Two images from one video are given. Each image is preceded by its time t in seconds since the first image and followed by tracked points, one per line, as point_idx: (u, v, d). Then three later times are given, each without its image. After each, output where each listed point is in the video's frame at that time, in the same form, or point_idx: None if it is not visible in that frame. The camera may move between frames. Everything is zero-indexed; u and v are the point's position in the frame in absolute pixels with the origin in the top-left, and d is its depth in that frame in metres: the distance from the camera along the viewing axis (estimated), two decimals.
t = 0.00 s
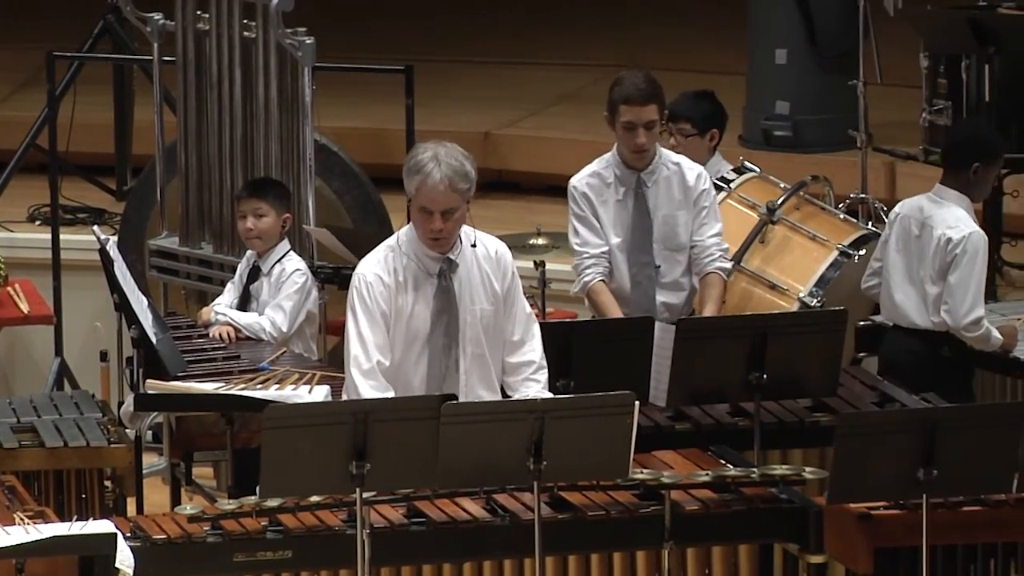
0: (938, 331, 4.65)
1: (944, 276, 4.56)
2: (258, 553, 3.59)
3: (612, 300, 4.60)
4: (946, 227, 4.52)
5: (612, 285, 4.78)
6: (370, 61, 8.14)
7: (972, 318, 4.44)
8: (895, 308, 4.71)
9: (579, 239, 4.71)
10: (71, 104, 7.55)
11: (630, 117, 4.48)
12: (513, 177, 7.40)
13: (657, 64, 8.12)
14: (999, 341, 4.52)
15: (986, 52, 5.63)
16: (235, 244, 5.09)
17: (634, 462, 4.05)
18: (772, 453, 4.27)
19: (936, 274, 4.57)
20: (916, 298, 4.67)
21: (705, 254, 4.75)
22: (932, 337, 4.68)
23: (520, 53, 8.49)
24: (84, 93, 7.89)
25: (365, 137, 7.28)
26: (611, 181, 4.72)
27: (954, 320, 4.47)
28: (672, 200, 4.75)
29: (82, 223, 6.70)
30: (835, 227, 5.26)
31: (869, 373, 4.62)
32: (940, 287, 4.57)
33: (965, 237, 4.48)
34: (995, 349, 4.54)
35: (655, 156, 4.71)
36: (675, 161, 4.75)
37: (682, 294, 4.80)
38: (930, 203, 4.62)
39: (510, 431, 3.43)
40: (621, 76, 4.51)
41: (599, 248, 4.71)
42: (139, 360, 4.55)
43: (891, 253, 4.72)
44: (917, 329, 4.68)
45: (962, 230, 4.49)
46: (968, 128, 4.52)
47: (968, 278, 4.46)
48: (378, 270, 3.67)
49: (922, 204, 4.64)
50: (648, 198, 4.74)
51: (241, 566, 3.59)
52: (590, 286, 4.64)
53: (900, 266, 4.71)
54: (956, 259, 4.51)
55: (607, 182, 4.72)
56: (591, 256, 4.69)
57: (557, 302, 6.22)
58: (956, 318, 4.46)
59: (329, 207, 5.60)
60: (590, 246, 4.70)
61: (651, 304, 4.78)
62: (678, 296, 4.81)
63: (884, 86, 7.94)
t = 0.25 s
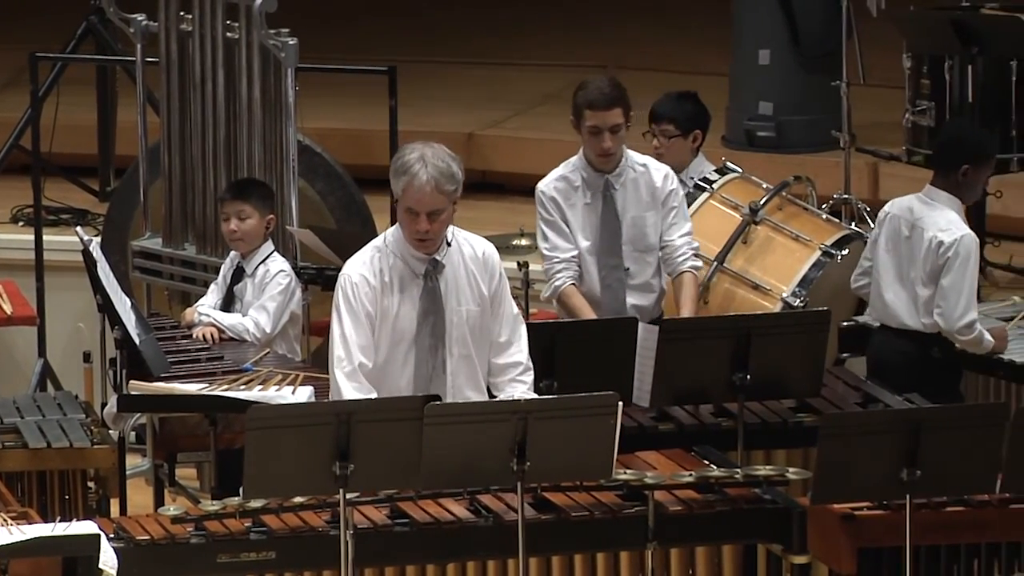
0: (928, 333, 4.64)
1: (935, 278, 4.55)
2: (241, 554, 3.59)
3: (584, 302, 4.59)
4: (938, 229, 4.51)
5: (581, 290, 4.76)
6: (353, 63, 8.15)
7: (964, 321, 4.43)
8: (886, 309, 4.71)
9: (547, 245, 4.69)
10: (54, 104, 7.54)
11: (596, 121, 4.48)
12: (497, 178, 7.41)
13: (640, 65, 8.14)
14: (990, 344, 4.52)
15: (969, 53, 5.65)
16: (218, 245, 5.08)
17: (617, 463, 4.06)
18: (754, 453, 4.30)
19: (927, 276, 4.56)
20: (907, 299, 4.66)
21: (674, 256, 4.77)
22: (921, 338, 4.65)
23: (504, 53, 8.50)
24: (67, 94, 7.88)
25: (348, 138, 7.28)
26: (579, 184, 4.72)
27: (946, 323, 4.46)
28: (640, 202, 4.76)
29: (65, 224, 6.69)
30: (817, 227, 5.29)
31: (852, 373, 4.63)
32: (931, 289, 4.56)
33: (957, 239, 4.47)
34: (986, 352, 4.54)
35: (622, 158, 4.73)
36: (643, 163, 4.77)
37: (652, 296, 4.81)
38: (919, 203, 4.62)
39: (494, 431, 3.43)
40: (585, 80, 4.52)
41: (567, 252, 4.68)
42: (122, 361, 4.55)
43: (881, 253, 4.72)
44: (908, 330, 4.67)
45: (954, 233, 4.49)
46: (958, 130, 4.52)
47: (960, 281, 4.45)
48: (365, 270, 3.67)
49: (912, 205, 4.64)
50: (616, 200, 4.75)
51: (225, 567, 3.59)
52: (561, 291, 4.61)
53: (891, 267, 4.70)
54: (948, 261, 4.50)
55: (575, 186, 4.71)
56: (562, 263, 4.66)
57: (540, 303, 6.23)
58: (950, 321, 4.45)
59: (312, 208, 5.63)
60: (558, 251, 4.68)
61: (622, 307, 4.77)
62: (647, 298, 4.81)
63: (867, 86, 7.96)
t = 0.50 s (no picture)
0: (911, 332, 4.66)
1: (914, 277, 4.58)
2: (230, 554, 3.59)
3: (566, 301, 4.60)
4: (915, 228, 4.53)
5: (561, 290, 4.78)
6: (342, 63, 8.15)
7: (944, 320, 4.46)
8: (869, 310, 4.73)
9: (528, 244, 4.71)
10: (43, 105, 7.54)
11: (571, 124, 4.49)
12: (486, 178, 7.41)
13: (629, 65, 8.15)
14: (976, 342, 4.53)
15: (958, 53, 5.66)
16: (207, 246, 5.08)
17: (607, 463, 4.07)
18: (744, 453, 4.30)
19: (908, 275, 4.58)
20: (888, 298, 4.67)
21: (656, 252, 4.75)
22: (906, 338, 4.67)
23: (493, 53, 8.51)
24: (56, 94, 7.88)
25: (337, 138, 7.28)
26: (557, 184, 4.73)
27: (927, 322, 4.49)
28: (617, 201, 4.76)
29: (54, 224, 6.68)
30: (807, 227, 5.29)
31: (841, 373, 4.64)
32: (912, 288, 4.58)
33: (934, 238, 4.48)
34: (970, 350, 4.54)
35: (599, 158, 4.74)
36: (619, 162, 4.77)
37: (629, 296, 4.81)
38: (897, 203, 4.63)
39: (484, 431, 3.44)
40: (560, 81, 4.50)
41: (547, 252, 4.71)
42: (111, 361, 4.54)
43: (862, 253, 4.73)
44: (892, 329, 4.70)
45: (932, 231, 4.50)
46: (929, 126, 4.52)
47: (938, 279, 4.46)
48: (355, 271, 3.68)
49: (890, 205, 4.64)
50: (594, 200, 4.75)
51: (214, 567, 3.59)
52: (543, 291, 4.63)
53: (872, 267, 4.72)
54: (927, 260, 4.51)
55: (553, 186, 4.72)
56: (540, 262, 4.68)
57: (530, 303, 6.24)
58: (930, 319, 4.47)
59: (301, 208, 5.64)
60: (540, 251, 4.70)
61: (599, 308, 4.79)
62: (625, 297, 4.81)
63: (855, 85, 7.98)
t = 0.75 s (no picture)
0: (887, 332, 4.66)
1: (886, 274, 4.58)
2: (215, 555, 3.59)
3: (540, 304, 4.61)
4: (884, 226, 4.54)
5: (546, 291, 4.78)
6: (328, 63, 8.15)
7: (913, 312, 4.45)
8: (842, 314, 4.73)
9: (506, 247, 4.73)
10: (29, 105, 7.52)
11: (557, 122, 4.48)
12: (472, 178, 7.42)
13: (616, 65, 8.16)
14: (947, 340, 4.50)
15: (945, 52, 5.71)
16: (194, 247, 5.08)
17: (593, 463, 4.07)
18: (731, 453, 4.32)
19: (879, 273, 4.59)
20: (862, 300, 4.68)
21: (648, 252, 4.79)
22: (878, 340, 4.71)
23: (479, 53, 8.51)
24: (42, 95, 7.87)
25: (324, 138, 7.28)
26: (543, 184, 4.73)
27: (896, 316, 4.48)
28: (605, 201, 4.77)
29: (40, 224, 6.67)
30: (794, 227, 5.30)
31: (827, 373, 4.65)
32: (882, 286, 4.58)
33: (902, 233, 4.50)
34: (941, 348, 4.52)
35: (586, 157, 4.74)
36: (607, 161, 4.78)
37: (613, 296, 4.80)
38: (864, 204, 4.65)
39: (470, 431, 3.44)
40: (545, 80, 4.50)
41: (525, 256, 4.72)
42: (97, 362, 4.54)
43: (833, 259, 4.74)
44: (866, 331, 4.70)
45: (900, 227, 4.51)
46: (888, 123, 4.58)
47: (908, 273, 4.47)
48: (341, 270, 3.69)
49: (857, 207, 4.66)
50: (582, 200, 4.75)
51: (200, 567, 3.58)
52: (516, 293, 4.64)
53: (841, 270, 4.72)
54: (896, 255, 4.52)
55: (539, 186, 4.73)
56: (517, 268, 4.70)
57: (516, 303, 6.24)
58: (898, 313, 4.47)
59: (287, 209, 5.64)
60: (518, 255, 4.72)
61: (583, 308, 4.78)
62: (610, 297, 4.81)
63: (841, 85, 8.01)
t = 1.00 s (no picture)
0: (861, 331, 4.68)
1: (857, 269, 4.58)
2: (197, 555, 3.58)
3: (495, 291, 4.75)
4: (853, 223, 4.56)
5: (536, 286, 4.79)
6: (311, 63, 8.15)
7: (885, 305, 4.45)
8: (812, 315, 4.74)
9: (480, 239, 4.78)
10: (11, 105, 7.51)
11: (554, 127, 4.49)
12: (455, 178, 7.42)
13: (598, 65, 8.17)
14: (918, 341, 4.54)
15: (926, 52, 5.73)
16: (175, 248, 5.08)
17: (576, 463, 4.07)
18: (713, 453, 4.33)
19: (849, 271, 4.60)
20: (834, 302, 4.69)
21: (633, 262, 4.81)
22: (854, 339, 4.71)
23: (462, 53, 8.51)
24: (23, 95, 7.85)
25: (306, 139, 7.27)
26: (538, 181, 4.75)
27: (868, 310, 4.49)
28: (599, 203, 4.78)
29: (22, 224, 6.65)
30: (777, 228, 5.30)
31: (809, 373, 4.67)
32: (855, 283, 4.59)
33: (871, 228, 4.51)
34: (910, 349, 4.55)
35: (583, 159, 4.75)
36: (606, 165, 4.78)
37: (599, 298, 4.80)
38: (829, 205, 4.66)
39: (453, 430, 3.44)
40: (546, 82, 4.53)
41: (497, 249, 4.78)
42: (79, 363, 4.53)
43: (800, 263, 4.75)
44: (838, 332, 4.71)
45: (869, 222, 4.53)
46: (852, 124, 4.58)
47: (879, 267, 4.49)
48: (321, 268, 3.69)
49: (823, 208, 4.68)
50: (575, 201, 4.77)
51: (182, 567, 3.58)
52: (477, 277, 4.77)
53: (810, 274, 4.73)
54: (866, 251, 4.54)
55: (533, 182, 4.75)
56: (485, 257, 4.77)
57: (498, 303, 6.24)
58: (871, 306, 4.47)
59: (269, 208, 5.64)
60: (489, 248, 4.77)
61: (569, 305, 4.77)
62: (596, 298, 4.80)
63: (822, 85, 8.03)
